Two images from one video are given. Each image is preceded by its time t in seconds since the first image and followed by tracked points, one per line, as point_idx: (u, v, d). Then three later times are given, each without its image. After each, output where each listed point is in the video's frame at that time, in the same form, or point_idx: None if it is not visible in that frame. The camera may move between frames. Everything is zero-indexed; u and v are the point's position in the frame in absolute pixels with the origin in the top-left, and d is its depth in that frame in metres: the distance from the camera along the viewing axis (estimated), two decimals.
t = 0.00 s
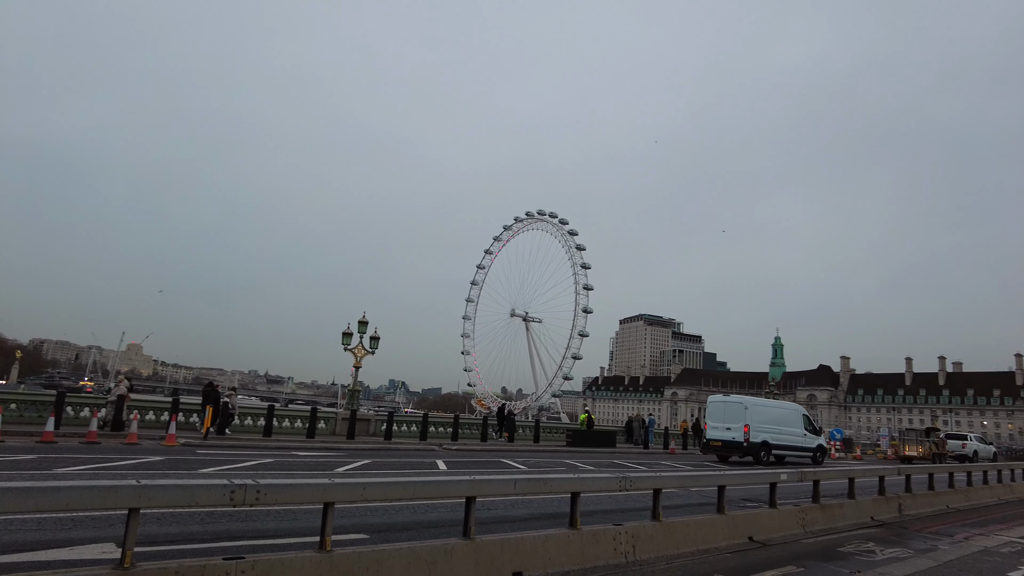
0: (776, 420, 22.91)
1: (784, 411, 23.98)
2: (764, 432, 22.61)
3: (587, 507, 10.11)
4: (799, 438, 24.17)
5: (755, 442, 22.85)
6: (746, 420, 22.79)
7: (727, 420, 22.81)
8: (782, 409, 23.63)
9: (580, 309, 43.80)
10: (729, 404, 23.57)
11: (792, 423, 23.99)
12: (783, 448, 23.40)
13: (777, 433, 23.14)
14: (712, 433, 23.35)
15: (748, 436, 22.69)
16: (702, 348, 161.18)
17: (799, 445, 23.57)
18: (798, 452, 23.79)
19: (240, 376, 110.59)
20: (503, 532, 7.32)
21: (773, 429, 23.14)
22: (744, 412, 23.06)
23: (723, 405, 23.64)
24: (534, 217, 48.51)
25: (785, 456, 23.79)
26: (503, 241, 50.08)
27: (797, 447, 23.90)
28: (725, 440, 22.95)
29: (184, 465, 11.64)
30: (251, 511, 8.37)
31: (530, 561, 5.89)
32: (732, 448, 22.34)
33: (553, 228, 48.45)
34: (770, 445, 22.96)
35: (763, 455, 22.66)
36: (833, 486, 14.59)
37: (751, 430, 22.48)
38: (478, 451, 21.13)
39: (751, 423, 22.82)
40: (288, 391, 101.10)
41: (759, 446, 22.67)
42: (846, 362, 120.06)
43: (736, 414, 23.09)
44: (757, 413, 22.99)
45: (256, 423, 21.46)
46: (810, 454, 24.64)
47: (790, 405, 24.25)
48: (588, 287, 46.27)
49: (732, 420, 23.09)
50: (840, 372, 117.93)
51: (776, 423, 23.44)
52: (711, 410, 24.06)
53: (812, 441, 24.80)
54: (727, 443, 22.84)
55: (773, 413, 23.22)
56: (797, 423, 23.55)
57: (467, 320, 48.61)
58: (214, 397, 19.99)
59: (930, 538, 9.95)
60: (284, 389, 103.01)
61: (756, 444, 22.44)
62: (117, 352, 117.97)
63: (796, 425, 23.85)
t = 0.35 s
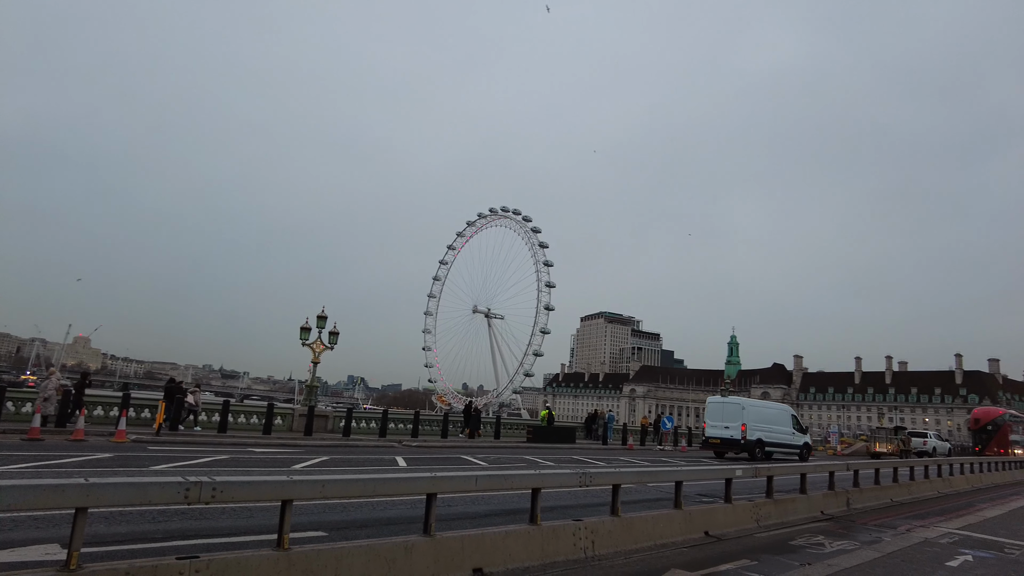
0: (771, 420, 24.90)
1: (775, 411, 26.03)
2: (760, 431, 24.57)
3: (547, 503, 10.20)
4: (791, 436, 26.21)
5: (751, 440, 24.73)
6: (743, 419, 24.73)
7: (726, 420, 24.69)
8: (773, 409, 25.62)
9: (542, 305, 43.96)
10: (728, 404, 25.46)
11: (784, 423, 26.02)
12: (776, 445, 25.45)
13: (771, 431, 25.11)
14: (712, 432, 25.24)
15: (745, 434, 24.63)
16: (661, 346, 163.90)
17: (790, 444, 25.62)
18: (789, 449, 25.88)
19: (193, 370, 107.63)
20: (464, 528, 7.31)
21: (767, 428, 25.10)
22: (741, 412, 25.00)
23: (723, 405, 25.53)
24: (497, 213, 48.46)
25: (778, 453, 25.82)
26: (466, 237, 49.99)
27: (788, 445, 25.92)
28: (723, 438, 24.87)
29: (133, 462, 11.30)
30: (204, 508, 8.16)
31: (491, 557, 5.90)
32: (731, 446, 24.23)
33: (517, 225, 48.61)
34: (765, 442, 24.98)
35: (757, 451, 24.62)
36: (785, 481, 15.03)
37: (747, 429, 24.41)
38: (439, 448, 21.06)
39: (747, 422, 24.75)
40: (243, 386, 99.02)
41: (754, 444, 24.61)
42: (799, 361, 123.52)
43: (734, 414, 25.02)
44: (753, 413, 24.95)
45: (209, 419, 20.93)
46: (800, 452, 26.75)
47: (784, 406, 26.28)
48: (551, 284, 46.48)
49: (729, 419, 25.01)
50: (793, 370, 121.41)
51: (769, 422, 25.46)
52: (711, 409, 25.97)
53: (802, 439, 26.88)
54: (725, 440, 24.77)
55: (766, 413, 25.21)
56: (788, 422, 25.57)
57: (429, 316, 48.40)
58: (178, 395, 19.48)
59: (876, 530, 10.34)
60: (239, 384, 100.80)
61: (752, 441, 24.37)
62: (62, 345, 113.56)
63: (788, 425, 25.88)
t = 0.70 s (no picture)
0: (763, 418, 27.43)
1: (767, 411, 28.55)
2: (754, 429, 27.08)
3: (511, 498, 10.24)
4: (781, 434, 28.76)
5: (746, 437, 27.25)
6: (739, 417, 27.23)
7: (725, 419, 27.12)
8: (765, 407, 28.13)
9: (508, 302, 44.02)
10: (725, 404, 27.96)
11: (774, 421, 28.57)
12: (767, 441, 27.97)
13: (764, 429, 27.63)
14: (711, 430, 27.65)
15: (740, 432, 27.10)
16: (625, 343, 165.86)
17: (781, 440, 28.17)
18: (779, 444, 28.40)
19: (150, 365, 104.80)
20: (428, 524, 7.29)
21: (760, 425, 27.61)
22: (738, 411, 27.52)
23: (720, 405, 28.05)
24: (464, 209, 48.36)
25: (769, 449, 28.33)
26: (432, 232, 49.75)
27: (778, 442, 28.45)
28: (721, 435, 27.35)
29: (86, 459, 10.96)
30: (160, 507, 7.96)
31: (455, 553, 5.90)
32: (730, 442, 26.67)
33: (484, 221, 48.61)
34: (759, 439, 27.50)
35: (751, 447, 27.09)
36: (744, 475, 15.40)
37: (742, 427, 26.90)
38: (403, 444, 20.95)
39: (742, 421, 27.22)
40: (203, 382, 96.91)
41: (749, 440, 27.13)
42: (759, 358, 126.31)
43: (731, 413, 27.48)
44: (748, 411, 27.46)
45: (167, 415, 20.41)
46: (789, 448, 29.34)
47: (774, 406, 28.82)
48: (517, 281, 46.57)
49: (726, 418, 27.51)
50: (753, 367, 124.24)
51: (761, 420, 27.97)
52: (709, 410, 28.49)
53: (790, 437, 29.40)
54: (723, 437, 27.29)
55: (760, 412, 27.71)
56: (777, 419, 28.11)
57: (394, 312, 48.03)
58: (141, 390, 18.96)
59: (830, 523, 10.67)
60: (198, 380, 98.56)
61: (748, 438, 26.86)
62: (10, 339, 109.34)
63: (779, 423, 28.48)
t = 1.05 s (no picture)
0: (762, 417, 28.69)
1: (764, 410, 29.81)
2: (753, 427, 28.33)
3: (482, 495, 10.25)
4: (776, 432, 30.09)
5: (746, 434, 28.50)
6: (739, 416, 28.58)
7: (727, 417, 28.27)
8: (763, 407, 29.43)
9: (481, 299, 43.91)
10: (725, 404, 29.15)
11: (770, 419, 29.87)
12: (765, 439, 29.27)
13: (762, 428, 28.90)
14: (711, 427, 28.85)
15: (740, 430, 28.33)
16: (597, 339, 166.86)
17: (777, 438, 29.47)
18: (774, 442, 29.74)
19: (114, 361, 102.26)
20: (398, 522, 7.25)
21: (759, 424, 28.83)
22: (738, 410, 28.88)
23: (721, 405, 29.23)
24: (437, 205, 48.08)
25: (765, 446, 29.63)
26: (405, 228, 49.34)
27: (774, 439, 29.76)
28: (721, 433, 28.54)
29: (44, 458, 10.63)
30: (122, 507, 7.75)
31: (424, 550, 5.88)
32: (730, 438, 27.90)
33: (458, 217, 48.38)
34: (757, 437, 28.77)
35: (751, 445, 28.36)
36: (713, 471, 15.62)
37: (743, 425, 28.13)
38: (373, 441, 20.78)
39: (742, 419, 28.45)
40: (168, 378, 94.88)
41: (748, 438, 28.37)
42: (728, 355, 128.05)
43: (732, 412, 28.70)
44: (748, 411, 28.69)
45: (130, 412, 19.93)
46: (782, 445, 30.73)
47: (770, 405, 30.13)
48: (490, 278, 46.46)
49: (727, 416, 28.71)
50: (722, 364, 126.02)
51: (759, 418, 29.25)
52: (711, 409, 29.66)
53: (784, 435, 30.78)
54: (724, 435, 28.51)
55: (759, 411, 28.97)
56: (774, 419, 29.46)
57: (366, 308, 47.55)
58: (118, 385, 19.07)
59: (795, 517, 10.89)
60: (163, 376, 96.49)
61: (747, 436, 28.14)
62: None
63: (774, 422, 29.82)
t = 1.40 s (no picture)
0: (766, 416, 30.90)
1: (765, 410, 32.03)
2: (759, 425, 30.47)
3: (463, 492, 10.25)
4: (775, 431, 32.44)
5: (752, 432, 30.63)
6: (746, 414, 30.76)
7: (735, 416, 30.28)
8: (765, 407, 31.71)
9: (463, 297, 43.83)
10: (733, 405, 31.19)
11: (770, 419, 32.17)
12: (767, 436, 31.51)
13: (766, 427, 31.12)
14: (720, 425, 30.81)
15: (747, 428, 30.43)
16: (579, 337, 167.44)
17: (777, 435, 31.79)
18: (774, 439, 32.04)
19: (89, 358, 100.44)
20: (378, 519, 7.23)
21: (763, 423, 30.99)
22: (744, 410, 30.98)
23: (728, 405, 31.23)
24: (420, 202, 47.88)
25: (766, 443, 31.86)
26: (387, 225, 49.06)
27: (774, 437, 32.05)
28: (730, 431, 30.51)
29: (14, 458, 10.42)
30: (96, 507, 7.63)
31: (405, 548, 5.87)
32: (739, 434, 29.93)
33: (440, 214, 48.16)
34: (762, 434, 30.96)
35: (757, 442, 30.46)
36: (692, 468, 15.79)
37: (751, 424, 30.23)
38: (354, 439, 20.68)
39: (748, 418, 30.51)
40: (144, 375, 93.42)
41: (754, 436, 30.49)
42: (708, 353, 129.20)
43: (738, 412, 30.81)
44: (754, 411, 30.89)
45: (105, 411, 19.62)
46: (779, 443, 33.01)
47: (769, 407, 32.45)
48: (473, 276, 46.37)
49: (735, 416, 30.74)
50: (702, 362, 127.22)
51: (762, 418, 31.49)
52: (718, 409, 31.60)
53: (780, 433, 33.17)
54: (732, 433, 30.50)
55: (762, 410, 31.21)
56: (774, 418, 31.81)
57: (346, 305, 47.16)
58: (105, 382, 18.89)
59: (773, 513, 11.05)
60: (139, 374, 94.96)
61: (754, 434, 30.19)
62: None
63: (774, 421, 32.17)
